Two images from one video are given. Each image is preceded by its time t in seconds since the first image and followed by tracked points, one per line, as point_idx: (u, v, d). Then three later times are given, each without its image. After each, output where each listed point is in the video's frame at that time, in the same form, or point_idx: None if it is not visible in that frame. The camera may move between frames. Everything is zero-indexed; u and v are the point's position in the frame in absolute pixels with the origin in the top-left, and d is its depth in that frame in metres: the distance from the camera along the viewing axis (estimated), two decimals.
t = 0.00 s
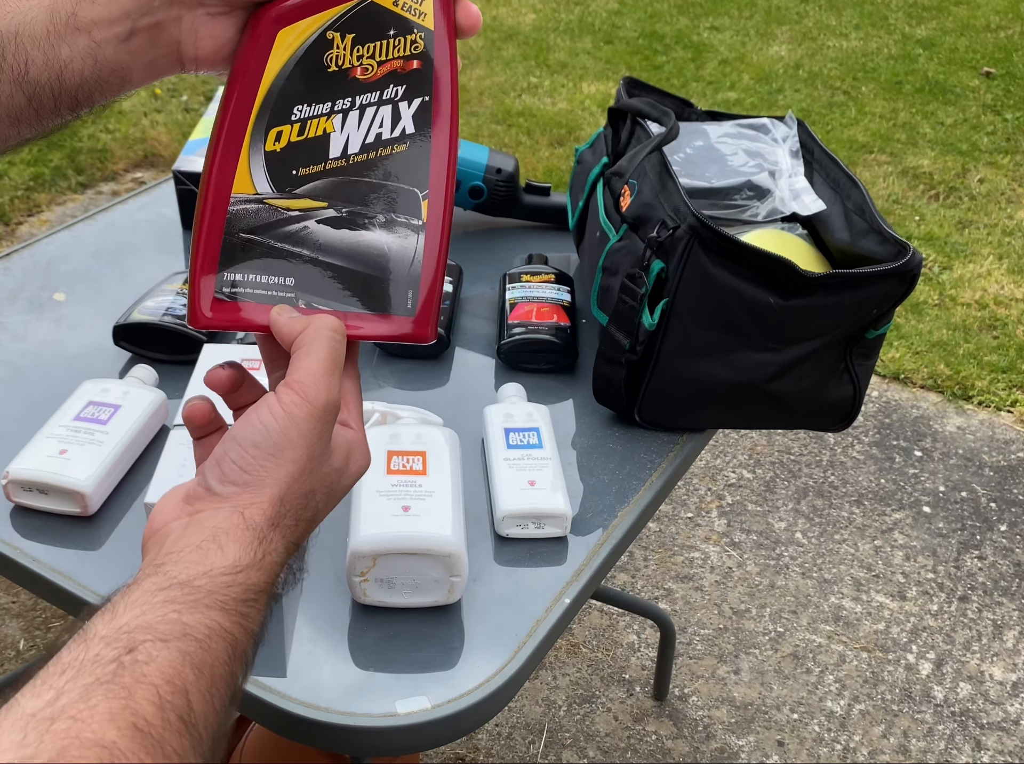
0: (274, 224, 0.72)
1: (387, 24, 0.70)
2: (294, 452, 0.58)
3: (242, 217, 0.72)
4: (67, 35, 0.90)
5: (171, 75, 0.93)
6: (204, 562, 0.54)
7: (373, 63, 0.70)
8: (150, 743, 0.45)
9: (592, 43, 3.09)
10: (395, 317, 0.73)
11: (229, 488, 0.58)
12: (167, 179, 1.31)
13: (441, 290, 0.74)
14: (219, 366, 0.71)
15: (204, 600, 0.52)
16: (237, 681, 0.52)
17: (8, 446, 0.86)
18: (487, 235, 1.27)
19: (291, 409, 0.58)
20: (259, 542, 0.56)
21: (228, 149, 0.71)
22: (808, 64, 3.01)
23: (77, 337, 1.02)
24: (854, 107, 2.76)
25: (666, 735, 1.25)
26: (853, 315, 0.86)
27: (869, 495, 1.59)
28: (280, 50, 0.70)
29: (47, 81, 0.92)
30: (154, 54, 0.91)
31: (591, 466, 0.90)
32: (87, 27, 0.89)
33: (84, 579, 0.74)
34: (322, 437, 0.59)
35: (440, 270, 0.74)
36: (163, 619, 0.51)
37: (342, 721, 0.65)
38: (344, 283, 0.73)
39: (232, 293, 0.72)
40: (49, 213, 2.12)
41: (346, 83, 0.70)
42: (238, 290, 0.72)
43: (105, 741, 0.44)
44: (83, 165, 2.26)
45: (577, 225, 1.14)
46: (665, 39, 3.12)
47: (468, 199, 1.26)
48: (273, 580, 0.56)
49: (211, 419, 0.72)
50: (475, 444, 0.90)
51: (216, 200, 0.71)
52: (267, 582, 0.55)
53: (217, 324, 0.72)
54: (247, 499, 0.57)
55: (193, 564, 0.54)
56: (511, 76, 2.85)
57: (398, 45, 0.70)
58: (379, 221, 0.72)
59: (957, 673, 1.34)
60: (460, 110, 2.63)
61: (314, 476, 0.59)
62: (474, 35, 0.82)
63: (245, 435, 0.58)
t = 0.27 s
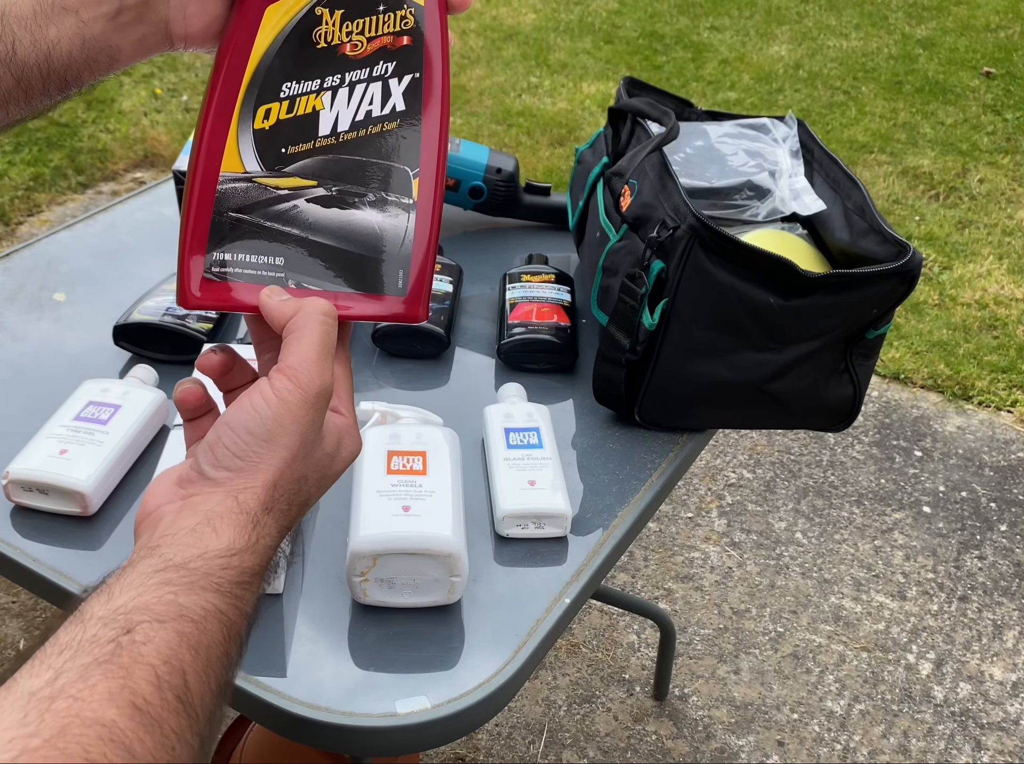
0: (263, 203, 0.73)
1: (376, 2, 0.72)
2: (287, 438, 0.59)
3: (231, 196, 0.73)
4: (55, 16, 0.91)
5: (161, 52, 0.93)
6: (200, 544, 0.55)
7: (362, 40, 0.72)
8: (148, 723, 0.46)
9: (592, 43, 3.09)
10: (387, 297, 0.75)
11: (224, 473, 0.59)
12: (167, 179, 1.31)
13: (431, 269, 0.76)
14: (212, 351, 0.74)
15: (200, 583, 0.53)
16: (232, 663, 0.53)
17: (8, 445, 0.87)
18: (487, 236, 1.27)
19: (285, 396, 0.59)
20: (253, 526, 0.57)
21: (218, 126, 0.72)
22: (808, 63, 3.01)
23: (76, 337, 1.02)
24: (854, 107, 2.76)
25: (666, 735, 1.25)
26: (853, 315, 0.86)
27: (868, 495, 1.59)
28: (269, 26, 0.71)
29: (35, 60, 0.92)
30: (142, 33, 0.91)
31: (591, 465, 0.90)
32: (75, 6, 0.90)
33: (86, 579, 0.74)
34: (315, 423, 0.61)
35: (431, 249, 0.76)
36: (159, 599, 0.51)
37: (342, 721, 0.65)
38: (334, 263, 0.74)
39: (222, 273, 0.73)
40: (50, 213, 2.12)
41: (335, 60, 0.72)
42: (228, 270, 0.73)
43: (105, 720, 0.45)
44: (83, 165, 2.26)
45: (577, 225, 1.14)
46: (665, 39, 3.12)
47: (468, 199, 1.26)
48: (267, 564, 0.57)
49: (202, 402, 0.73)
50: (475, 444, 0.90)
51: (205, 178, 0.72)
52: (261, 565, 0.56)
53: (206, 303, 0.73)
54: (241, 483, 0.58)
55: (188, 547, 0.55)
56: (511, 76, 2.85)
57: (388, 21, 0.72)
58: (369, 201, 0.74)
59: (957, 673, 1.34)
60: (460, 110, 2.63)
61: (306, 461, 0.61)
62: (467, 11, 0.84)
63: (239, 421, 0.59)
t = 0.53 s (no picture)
0: (282, 174, 0.73)
1: None
2: (314, 404, 0.60)
3: (250, 167, 0.72)
4: None
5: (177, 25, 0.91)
6: (230, 507, 0.55)
7: (378, 8, 0.70)
8: (184, 682, 0.46)
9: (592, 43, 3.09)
10: (406, 266, 0.76)
11: (251, 438, 0.60)
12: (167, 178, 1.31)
13: (449, 237, 0.76)
14: (236, 320, 0.76)
15: (230, 545, 0.53)
16: (261, 624, 0.54)
17: (9, 445, 0.87)
18: (487, 235, 1.27)
19: (310, 363, 0.60)
20: (281, 489, 0.57)
21: (235, 98, 0.70)
22: (808, 63, 3.01)
23: (77, 336, 1.02)
24: (854, 107, 2.76)
25: (666, 735, 1.25)
26: (853, 315, 0.86)
27: (868, 495, 1.59)
28: None
29: (53, 34, 0.92)
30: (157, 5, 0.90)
31: (591, 465, 0.90)
32: None
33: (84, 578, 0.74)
34: (340, 390, 0.62)
35: (449, 217, 0.76)
36: (191, 561, 0.52)
37: (342, 721, 0.65)
38: (354, 232, 0.74)
39: (243, 243, 0.73)
40: (49, 213, 2.12)
41: (351, 30, 0.70)
42: (249, 239, 0.73)
43: (143, 677, 0.45)
44: (83, 165, 2.26)
45: (577, 225, 1.14)
46: (665, 39, 3.12)
47: (468, 199, 1.26)
48: (294, 530, 0.58)
49: (225, 370, 0.77)
50: (475, 444, 0.90)
51: (224, 150, 0.71)
52: (289, 528, 0.57)
53: (227, 274, 0.73)
54: (269, 448, 0.59)
55: (219, 509, 0.55)
56: (511, 76, 2.85)
57: None
58: (388, 170, 0.74)
59: (957, 673, 1.34)
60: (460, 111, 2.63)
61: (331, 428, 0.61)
62: None
63: (265, 388, 0.60)
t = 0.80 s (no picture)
0: (297, 168, 0.72)
1: None
2: (334, 394, 0.59)
3: (265, 161, 0.71)
4: None
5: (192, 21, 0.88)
6: (253, 494, 0.55)
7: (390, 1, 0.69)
8: (222, 664, 0.47)
9: (592, 43, 3.09)
10: (422, 257, 0.75)
11: (272, 428, 0.60)
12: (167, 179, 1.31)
13: (464, 227, 0.76)
14: (252, 311, 0.75)
15: (259, 530, 0.54)
16: (289, 608, 0.54)
17: (9, 445, 0.87)
18: (487, 236, 1.27)
19: (331, 354, 0.60)
20: (303, 478, 0.57)
21: (249, 93, 0.69)
22: (808, 63, 3.01)
23: (77, 336, 1.02)
24: (854, 107, 2.76)
25: (666, 736, 1.25)
26: (854, 315, 0.86)
27: (868, 495, 1.59)
28: None
29: (70, 32, 0.91)
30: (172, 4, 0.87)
31: (591, 465, 0.90)
32: None
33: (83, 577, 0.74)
34: (361, 379, 0.61)
35: (463, 207, 0.75)
36: (222, 546, 0.52)
37: (342, 721, 0.65)
38: (369, 224, 0.74)
39: (259, 237, 0.73)
40: (49, 213, 2.12)
41: (364, 24, 0.69)
42: (265, 233, 0.73)
43: (183, 660, 0.46)
44: (83, 165, 2.26)
45: (577, 225, 1.15)
46: (665, 39, 3.12)
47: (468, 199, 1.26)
48: (317, 517, 0.58)
49: (242, 363, 0.75)
50: (475, 444, 0.90)
51: (239, 145, 0.71)
52: (312, 515, 0.56)
53: (244, 268, 0.73)
54: (290, 438, 0.59)
55: (243, 497, 0.55)
56: (511, 76, 2.85)
57: None
58: (402, 161, 0.73)
59: (957, 673, 1.34)
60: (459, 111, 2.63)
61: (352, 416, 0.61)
62: None
63: (286, 378, 0.60)
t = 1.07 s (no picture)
0: (292, 168, 0.73)
1: None
2: (329, 391, 0.59)
3: (261, 162, 0.73)
4: None
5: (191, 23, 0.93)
6: (250, 490, 0.55)
7: (386, 4, 0.71)
8: (221, 655, 0.47)
9: (592, 43, 3.09)
10: (416, 258, 0.76)
11: (267, 425, 0.59)
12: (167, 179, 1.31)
13: (459, 230, 0.76)
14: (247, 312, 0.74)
15: (257, 524, 0.53)
16: (287, 602, 0.54)
17: (9, 445, 0.87)
18: (487, 236, 1.27)
19: (326, 350, 0.60)
20: (299, 475, 0.57)
21: (246, 93, 0.71)
22: (808, 63, 3.01)
23: (77, 336, 1.02)
24: (854, 107, 2.76)
25: (666, 735, 1.25)
26: (853, 315, 0.86)
27: (868, 495, 1.59)
28: None
29: (70, 33, 0.91)
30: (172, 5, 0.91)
31: (591, 465, 0.90)
32: None
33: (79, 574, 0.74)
34: (356, 376, 0.61)
35: (458, 210, 0.76)
36: (220, 540, 0.52)
37: (342, 721, 0.65)
38: (363, 225, 0.74)
39: (254, 236, 0.73)
40: (49, 213, 2.12)
41: (359, 26, 0.71)
42: (260, 233, 0.73)
43: (183, 651, 0.46)
44: (83, 165, 2.26)
45: (577, 225, 1.15)
46: (665, 39, 3.12)
47: (468, 199, 1.26)
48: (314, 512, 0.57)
49: (237, 363, 0.75)
50: (475, 444, 0.90)
51: (235, 144, 0.72)
52: (309, 511, 0.56)
53: (239, 268, 0.73)
54: (285, 435, 0.59)
55: (239, 492, 0.55)
56: (511, 76, 2.85)
57: None
58: (396, 163, 0.74)
59: (957, 673, 1.34)
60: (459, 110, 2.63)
61: (347, 414, 0.61)
62: None
63: (281, 375, 0.60)
